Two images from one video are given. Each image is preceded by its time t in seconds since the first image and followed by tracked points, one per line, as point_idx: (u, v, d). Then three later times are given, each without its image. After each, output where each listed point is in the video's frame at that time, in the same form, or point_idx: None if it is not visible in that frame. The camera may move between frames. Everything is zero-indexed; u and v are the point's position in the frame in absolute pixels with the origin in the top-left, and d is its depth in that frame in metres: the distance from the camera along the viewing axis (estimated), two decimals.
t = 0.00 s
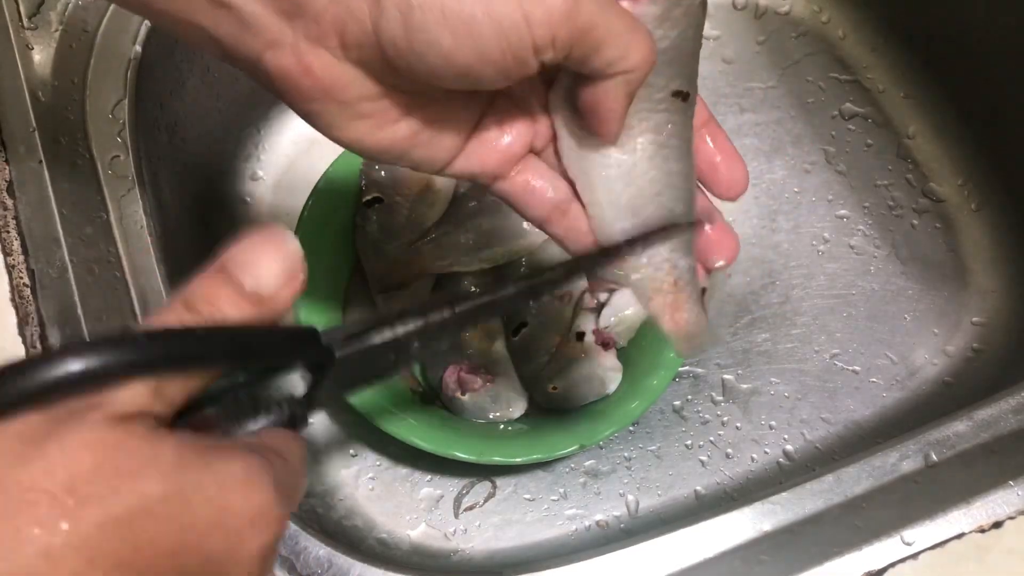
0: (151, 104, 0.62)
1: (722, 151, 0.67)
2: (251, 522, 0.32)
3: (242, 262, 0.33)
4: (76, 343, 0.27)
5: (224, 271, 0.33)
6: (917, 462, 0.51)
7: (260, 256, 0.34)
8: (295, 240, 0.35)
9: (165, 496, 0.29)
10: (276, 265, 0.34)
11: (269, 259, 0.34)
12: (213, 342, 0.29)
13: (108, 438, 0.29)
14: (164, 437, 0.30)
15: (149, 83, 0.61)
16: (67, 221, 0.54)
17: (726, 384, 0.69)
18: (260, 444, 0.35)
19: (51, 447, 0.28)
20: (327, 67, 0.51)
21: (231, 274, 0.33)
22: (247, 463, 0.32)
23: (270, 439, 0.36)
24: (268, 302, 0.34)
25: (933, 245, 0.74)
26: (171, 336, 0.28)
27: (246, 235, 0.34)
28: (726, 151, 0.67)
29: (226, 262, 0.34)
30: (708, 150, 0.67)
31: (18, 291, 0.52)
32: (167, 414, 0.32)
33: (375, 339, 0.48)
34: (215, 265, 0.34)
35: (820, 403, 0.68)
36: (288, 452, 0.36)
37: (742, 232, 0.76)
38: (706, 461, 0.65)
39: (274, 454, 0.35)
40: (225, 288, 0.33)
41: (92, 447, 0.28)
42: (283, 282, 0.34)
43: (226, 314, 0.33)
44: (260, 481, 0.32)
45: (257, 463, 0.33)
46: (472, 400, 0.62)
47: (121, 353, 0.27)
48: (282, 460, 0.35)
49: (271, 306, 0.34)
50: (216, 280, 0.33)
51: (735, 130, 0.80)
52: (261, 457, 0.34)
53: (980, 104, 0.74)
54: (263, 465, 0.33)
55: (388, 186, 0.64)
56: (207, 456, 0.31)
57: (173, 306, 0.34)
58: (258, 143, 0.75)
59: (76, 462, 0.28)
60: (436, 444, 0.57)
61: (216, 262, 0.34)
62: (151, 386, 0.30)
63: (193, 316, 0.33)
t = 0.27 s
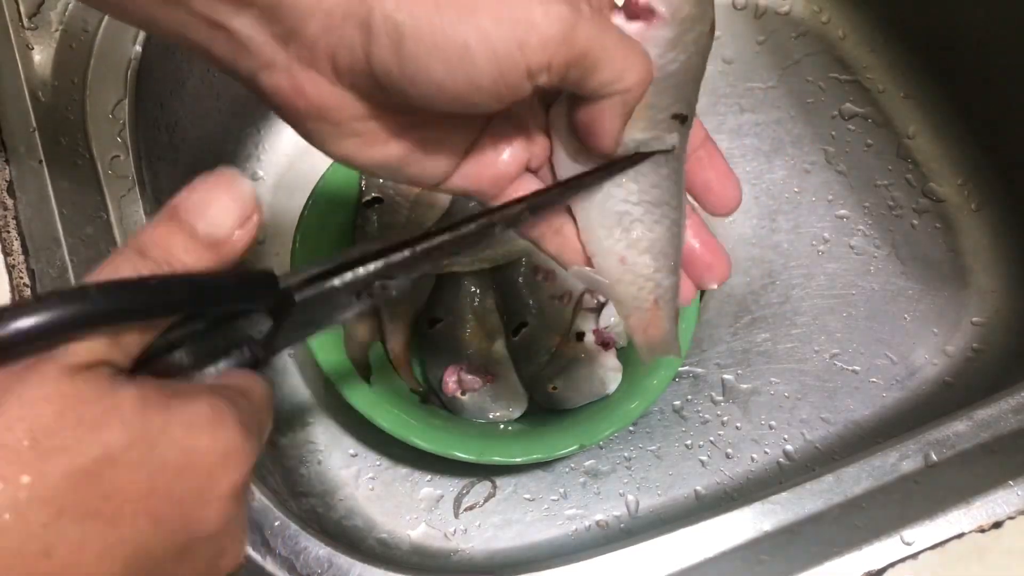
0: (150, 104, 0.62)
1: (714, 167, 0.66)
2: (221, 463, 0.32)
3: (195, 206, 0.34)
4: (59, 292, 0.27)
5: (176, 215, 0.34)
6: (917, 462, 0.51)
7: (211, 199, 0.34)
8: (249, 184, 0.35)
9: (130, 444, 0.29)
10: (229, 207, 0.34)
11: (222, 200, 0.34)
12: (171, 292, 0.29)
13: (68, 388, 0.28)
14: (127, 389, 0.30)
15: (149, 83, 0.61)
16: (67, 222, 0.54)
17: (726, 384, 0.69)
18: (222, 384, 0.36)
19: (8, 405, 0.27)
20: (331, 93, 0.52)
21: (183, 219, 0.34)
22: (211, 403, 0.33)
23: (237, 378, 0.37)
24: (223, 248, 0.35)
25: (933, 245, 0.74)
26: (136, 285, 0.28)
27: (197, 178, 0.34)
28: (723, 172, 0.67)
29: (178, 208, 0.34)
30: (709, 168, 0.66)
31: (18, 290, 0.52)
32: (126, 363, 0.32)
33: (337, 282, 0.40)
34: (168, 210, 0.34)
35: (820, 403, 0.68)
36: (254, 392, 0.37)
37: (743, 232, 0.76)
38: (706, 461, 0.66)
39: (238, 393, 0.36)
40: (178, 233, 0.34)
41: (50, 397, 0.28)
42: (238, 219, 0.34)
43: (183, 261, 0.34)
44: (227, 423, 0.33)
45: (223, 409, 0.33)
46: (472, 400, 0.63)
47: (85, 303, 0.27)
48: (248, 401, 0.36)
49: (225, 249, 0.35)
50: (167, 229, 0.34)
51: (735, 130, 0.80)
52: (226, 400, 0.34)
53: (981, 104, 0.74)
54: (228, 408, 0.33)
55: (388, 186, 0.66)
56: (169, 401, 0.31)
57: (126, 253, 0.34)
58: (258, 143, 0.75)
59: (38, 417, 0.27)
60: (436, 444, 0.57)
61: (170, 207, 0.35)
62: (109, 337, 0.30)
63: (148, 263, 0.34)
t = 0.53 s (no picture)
0: (151, 105, 0.62)
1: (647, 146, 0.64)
2: (195, 513, 0.32)
3: (164, 264, 0.36)
4: (47, 343, 0.28)
5: (148, 275, 0.36)
6: (917, 463, 0.51)
7: (178, 257, 0.37)
8: (214, 242, 0.37)
9: (109, 488, 0.29)
10: (197, 269, 0.37)
11: (190, 262, 0.37)
12: (151, 340, 0.30)
13: (46, 445, 0.29)
14: (104, 437, 0.31)
15: (149, 83, 0.61)
16: (67, 221, 0.54)
17: (726, 384, 0.69)
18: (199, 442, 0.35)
19: None
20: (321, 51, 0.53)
21: (156, 279, 0.36)
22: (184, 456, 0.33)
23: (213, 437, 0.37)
24: (190, 300, 0.37)
25: (933, 245, 0.74)
26: (116, 337, 0.29)
27: (165, 239, 0.37)
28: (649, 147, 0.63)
29: (147, 267, 0.37)
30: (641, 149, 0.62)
31: (18, 290, 0.53)
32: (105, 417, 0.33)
33: (301, 328, 0.38)
34: (137, 272, 0.37)
35: (820, 403, 0.68)
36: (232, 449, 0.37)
37: (743, 232, 0.76)
38: (706, 461, 0.66)
39: (215, 449, 0.36)
40: (149, 289, 0.36)
41: (32, 452, 0.29)
42: (208, 279, 0.37)
43: (149, 311, 0.36)
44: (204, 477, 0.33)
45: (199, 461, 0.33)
46: (473, 400, 0.63)
47: (62, 355, 0.27)
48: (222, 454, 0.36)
49: (191, 305, 0.37)
50: (141, 286, 0.36)
51: (735, 130, 0.80)
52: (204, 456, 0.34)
53: (980, 104, 0.74)
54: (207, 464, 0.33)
55: (388, 186, 0.65)
56: (144, 453, 0.31)
57: (98, 313, 0.36)
58: (257, 143, 0.75)
59: (17, 470, 0.28)
60: (436, 444, 0.56)
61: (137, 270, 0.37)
62: (85, 389, 0.32)
63: (121, 320, 0.35)
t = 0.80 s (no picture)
0: (150, 104, 0.61)
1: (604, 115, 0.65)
2: (194, 506, 0.32)
3: (152, 250, 0.39)
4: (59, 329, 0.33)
5: (141, 264, 0.38)
6: (917, 463, 0.51)
7: (162, 240, 0.39)
8: (195, 224, 0.40)
9: (102, 481, 0.29)
10: (182, 251, 0.39)
11: (175, 246, 0.39)
12: (133, 322, 0.34)
13: (34, 436, 0.28)
14: (99, 428, 0.31)
15: (150, 84, 0.61)
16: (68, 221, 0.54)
17: (726, 384, 0.69)
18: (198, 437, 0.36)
19: None
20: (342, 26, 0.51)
21: (144, 266, 0.38)
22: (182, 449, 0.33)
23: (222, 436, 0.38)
24: (178, 285, 0.38)
25: (933, 245, 0.74)
26: (103, 322, 0.33)
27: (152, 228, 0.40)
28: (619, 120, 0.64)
29: (139, 255, 0.39)
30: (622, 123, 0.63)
31: (19, 290, 0.52)
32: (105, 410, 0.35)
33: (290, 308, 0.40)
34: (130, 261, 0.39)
35: (820, 403, 0.68)
36: (241, 450, 0.38)
37: (743, 232, 0.76)
38: (706, 461, 0.66)
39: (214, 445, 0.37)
40: (139, 278, 0.38)
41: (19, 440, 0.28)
42: (193, 260, 0.39)
43: (137, 296, 0.37)
44: (201, 468, 0.33)
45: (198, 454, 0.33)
46: (473, 399, 0.63)
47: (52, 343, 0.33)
48: (228, 459, 0.37)
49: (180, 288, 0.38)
50: (132, 274, 0.38)
51: (735, 130, 0.80)
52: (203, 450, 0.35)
53: (980, 104, 0.74)
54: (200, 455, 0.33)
55: (388, 186, 0.66)
56: (138, 443, 0.31)
57: (99, 300, 0.38)
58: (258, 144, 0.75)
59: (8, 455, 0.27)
60: (436, 444, 0.57)
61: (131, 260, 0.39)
62: (77, 374, 0.33)
63: (107, 304, 0.37)
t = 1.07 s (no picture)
0: (150, 104, 0.62)
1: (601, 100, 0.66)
2: (205, 452, 0.32)
3: (155, 204, 0.36)
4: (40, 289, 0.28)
5: (143, 217, 0.36)
6: (917, 463, 0.52)
7: (168, 195, 0.36)
8: (207, 179, 0.37)
9: (119, 433, 0.30)
10: (193, 206, 0.36)
11: (184, 198, 0.36)
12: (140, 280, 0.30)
13: (48, 389, 0.29)
14: (107, 388, 0.31)
15: (149, 84, 0.61)
16: (67, 221, 0.54)
17: (726, 384, 0.69)
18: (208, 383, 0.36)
19: None
20: None
21: (149, 218, 0.35)
22: (191, 394, 0.33)
23: (223, 376, 0.38)
24: (188, 241, 0.36)
25: (933, 245, 0.74)
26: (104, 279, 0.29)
27: (157, 180, 0.37)
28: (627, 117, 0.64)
29: (142, 208, 0.36)
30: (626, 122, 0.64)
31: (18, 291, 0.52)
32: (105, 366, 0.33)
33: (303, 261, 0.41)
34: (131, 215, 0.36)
35: (820, 403, 0.68)
36: (241, 388, 0.38)
37: (743, 232, 0.76)
38: (706, 461, 0.66)
39: (222, 387, 0.36)
40: (145, 230, 0.35)
41: (32, 397, 0.28)
42: (203, 218, 0.36)
43: (149, 255, 0.35)
44: (213, 415, 0.33)
45: (209, 400, 0.34)
46: (473, 399, 0.63)
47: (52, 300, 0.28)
48: (234, 398, 0.36)
49: (190, 245, 0.36)
50: (137, 228, 0.35)
51: (735, 130, 0.80)
52: (212, 394, 0.35)
53: (980, 104, 0.74)
54: (212, 399, 0.34)
55: (388, 186, 0.65)
56: (150, 396, 0.32)
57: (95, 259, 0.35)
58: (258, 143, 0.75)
59: (22, 414, 0.28)
60: (436, 444, 0.57)
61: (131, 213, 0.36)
62: (85, 332, 0.31)
63: (116, 262, 0.34)
